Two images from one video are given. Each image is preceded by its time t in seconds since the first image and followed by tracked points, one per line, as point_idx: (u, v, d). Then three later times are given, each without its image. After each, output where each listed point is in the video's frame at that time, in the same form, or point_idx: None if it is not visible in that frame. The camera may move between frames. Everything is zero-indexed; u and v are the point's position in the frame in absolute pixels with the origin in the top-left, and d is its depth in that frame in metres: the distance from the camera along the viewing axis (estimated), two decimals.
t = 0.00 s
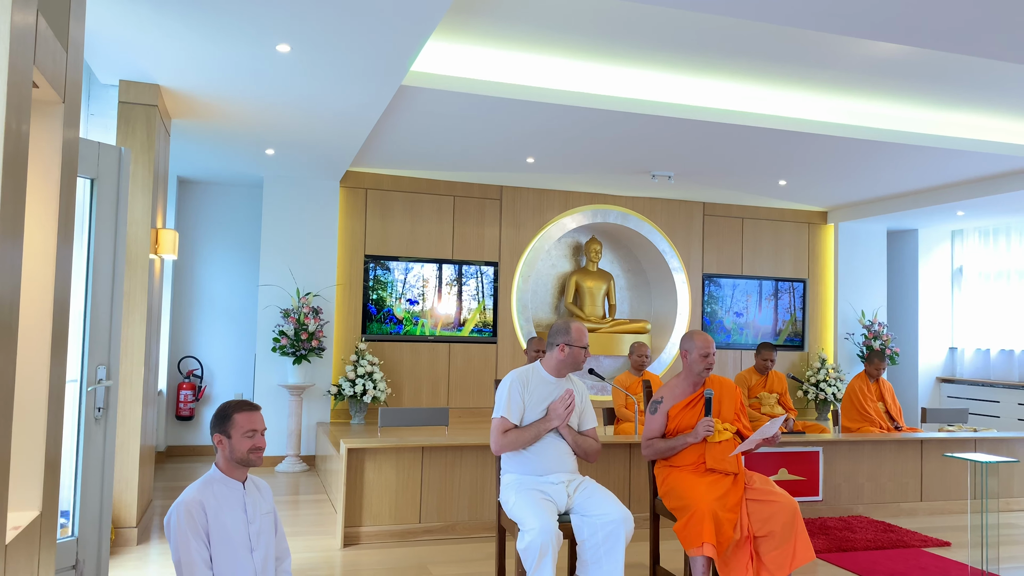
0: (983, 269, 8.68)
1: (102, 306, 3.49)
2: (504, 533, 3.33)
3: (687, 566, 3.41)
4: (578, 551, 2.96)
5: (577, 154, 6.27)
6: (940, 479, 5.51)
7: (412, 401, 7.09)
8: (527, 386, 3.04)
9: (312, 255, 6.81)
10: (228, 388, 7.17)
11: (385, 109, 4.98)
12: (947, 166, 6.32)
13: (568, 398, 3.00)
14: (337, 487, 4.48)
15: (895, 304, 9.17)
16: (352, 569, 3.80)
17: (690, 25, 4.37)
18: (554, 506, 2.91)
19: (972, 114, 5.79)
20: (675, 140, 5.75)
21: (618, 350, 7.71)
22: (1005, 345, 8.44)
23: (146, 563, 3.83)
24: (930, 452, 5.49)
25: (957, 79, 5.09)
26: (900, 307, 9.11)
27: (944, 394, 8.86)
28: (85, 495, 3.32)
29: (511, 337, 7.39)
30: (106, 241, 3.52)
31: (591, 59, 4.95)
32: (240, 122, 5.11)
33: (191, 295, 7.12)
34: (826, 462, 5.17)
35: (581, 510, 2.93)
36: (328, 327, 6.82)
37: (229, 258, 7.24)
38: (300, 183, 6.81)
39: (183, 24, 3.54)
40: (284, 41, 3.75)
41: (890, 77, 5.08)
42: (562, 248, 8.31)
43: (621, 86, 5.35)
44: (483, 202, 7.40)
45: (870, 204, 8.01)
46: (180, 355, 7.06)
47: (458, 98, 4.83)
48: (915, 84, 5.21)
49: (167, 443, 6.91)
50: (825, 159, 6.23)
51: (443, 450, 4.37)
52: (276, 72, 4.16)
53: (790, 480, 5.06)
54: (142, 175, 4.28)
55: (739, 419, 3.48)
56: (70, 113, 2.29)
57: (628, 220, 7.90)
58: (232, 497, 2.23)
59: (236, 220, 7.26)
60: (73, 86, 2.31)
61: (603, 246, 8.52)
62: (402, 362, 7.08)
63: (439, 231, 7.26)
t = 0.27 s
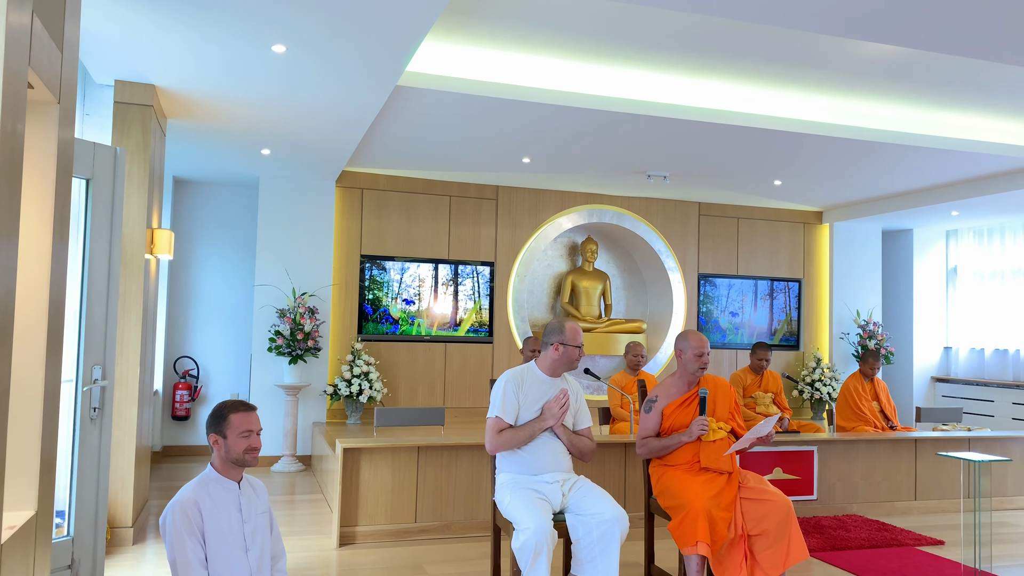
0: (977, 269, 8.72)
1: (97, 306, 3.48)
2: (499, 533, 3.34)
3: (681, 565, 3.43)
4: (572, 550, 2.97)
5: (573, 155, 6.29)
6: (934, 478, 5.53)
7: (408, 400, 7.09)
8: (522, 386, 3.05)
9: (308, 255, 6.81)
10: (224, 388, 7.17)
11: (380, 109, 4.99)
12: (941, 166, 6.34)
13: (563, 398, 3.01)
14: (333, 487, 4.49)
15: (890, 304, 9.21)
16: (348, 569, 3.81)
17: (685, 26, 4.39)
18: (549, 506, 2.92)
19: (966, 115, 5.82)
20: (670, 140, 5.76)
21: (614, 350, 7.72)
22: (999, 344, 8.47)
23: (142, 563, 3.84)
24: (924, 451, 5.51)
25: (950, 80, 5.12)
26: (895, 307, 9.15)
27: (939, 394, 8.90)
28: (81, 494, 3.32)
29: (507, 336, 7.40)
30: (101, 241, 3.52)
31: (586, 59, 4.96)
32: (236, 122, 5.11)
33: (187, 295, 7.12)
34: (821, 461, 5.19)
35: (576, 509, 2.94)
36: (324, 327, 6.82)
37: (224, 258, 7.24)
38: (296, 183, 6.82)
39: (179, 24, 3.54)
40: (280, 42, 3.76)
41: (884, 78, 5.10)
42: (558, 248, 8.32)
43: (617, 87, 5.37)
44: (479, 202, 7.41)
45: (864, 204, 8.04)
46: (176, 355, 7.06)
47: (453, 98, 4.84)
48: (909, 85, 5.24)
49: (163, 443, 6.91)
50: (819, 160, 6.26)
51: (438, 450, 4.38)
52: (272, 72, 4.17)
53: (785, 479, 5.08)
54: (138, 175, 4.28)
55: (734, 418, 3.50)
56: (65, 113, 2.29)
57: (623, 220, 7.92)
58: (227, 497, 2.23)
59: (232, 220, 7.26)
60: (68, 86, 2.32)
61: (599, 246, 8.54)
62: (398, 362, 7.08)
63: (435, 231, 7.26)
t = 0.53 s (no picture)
0: (970, 269, 8.77)
1: (93, 306, 3.50)
2: (492, 532, 3.36)
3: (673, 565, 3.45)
4: (564, 548, 2.99)
5: (568, 156, 6.31)
6: (925, 478, 5.57)
7: (404, 400, 7.11)
8: (514, 386, 3.08)
9: (304, 256, 6.83)
10: (219, 388, 7.18)
11: (375, 110, 5.01)
12: (933, 167, 6.38)
13: (556, 397, 3.04)
14: (328, 487, 4.51)
15: (884, 304, 9.25)
16: (342, 567, 3.83)
17: (678, 28, 4.41)
18: (541, 505, 2.94)
19: (958, 116, 5.86)
20: (664, 141, 5.79)
21: (608, 350, 7.75)
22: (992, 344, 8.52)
23: (137, 562, 3.85)
24: (916, 450, 5.55)
25: (941, 82, 5.16)
26: (889, 307, 9.19)
27: (932, 393, 8.95)
28: (76, 493, 3.34)
29: (502, 336, 7.42)
30: (96, 242, 3.53)
31: (580, 61, 4.99)
32: (231, 123, 5.12)
33: (183, 295, 7.13)
34: (813, 460, 5.23)
35: (568, 507, 2.97)
36: (319, 327, 6.84)
37: (220, 258, 7.25)
38: (291, 184, 6.83)
39: (174, 26, 3.56)
40: (275, 43, 3.78)
41: (876, 80, 5.14)
42: (553, 248, 8.35)
43: (611, 88, 5.39)
44: (475, 203, 7.43)
45: (858, 205, 8.08)
46: (172, 355, 7.07)
47: (448, 99, 4.86)
48: (901, 87, 5.28)
49: (158, 443, 6.92)
50: (812, 161, 6.29)
51: (433, 450, 4.41)
52: (267, 73, 4.19)
53: (777, 478, 5.12)
54: (133, 176, 4.29)
55: (725, 417, 3.53)
56: (61, 115, 2.31)
57: (618, 221, 7.95)
58: (221, 496, 2.25)
59: (227, 221, 7.27)
60: (63, 88, 2.33)
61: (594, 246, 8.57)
62: (393, 362, 7.10)
63: (431, 231, 7.28)
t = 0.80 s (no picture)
0: (961, 270, 8.84)
1: (87, 308, 3.52)
2: (484, 531, 3.40)
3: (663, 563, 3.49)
4: (555, 546, 3.02)
5: (561, 157, 6.35)
6: (915, 477, 5.62)
7: (398, 401, 7.14)
8: (506, 386, 3.11)
9: (298, 256, 6.87)
10: (214, 389, 7.20)
11: (369, 112, 5.04)
12: (924, 169, 6.44)
13: (547, 398, 3.07)
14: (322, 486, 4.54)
15: (876, 305, 9.32)
16: (336, 567, 3.86)
17: (668, 32, 4.46)
18: (533, 504, 2.98)
19: (947, 119, 5.91)
20: (657, 143, 5.84)
21: (602, 350, 7.79)
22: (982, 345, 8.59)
23: (132, 561, 3.88)
24: (905, 450, 5.60)
25: (930, 85, 5.21)
26: (881, 307, 9.25)
27: (924, 394, 9.01)
28: (71, 493, 3.36)
29: (496, 337, 7.46)
30: (92, 243, 3.56)
31: (573, 64, 5.03)
32: (226, 125, 5.15)
33: (178, 296, 7.15)
34: (804, 460, 5.28)
35: (559, 507, 3.00)
36: (313, 328, 6.87)
37: (215, 259, 7.27)
38: (286, 185, 6.87)
39: (169, 29, 3.59)
40: (269, 46, 3.81)
41: (865, 83, 5.19)
42: (547, 249, 8.39)
43: (604, 91, 5.43)
44: (469, 204, 7.47)
45: (850, 206, 8.14)
46: (167, 356, 7.09)
47: (442, 102, 4.90)
48: (890, 90, 5.33)
49: (153, 443, 6.94)
50: (804, 163, 6.34)
51: (426, 450, 4.44)
52: (262, 76, 4.22)
53: (768, 478, 5.16)
54: (129, 177, 4.31)
55: (715, 417, 3.57)
56: (56, 119, 2.34)
57: (612, 222, 8.00)
58: (215, 495, 2.28)
59: (222, 221, 7.29)
60: (59, 92, 2.36)
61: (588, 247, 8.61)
62: (388, 363, 7.13)
63: (425, 232, 7.31)
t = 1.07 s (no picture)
0: (952, 272, 8.91)
1: (81, 310, 3.53)
2: (475, 530, 3.43)
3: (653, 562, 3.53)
4: (543, 543, 3.06)
5: (554, 159, 6.39)
6: (904, 477, 5.68)
7: (392, 401, 7.17)
8: (497, 386, 3.14)
9: (292, 258, 6.89)
10: (208, 390, 7.21)
11: (363, 115, 5.07)
12: (913, 172, 6.50)
13: (537, 398, 3.11)
14: (315, 486, 4.56)
15: (867, 306, 9.38)
16: (328, 566, 3.88)
17: (659, 36, 4.50)
18: (522, 502, 3.01)
19: (936, 122, 5.98)
20: (649, 146, 5.88)
21: (595, 352, 7.83)
22: (972, 346, 8.66)
23: (125, 561, 3.90)
24: (894, 450, 5.65)
25: (918, 89, 5.27)
26: (872, 309, 9.32)
27: (914, 394, 9.08)
28: (64, 493, 3.38)
29: (489, 338, 7.49)
30: (85, 244, 3.58)
31: (565, 67, 5.07)
32: (220, 127, 5.17)
33: (171, 297, 7.16)
34: (793, 460, 5.32)
35: (548, 506, 3.04)
36: (307, 329, 6.89)
37: (208, 260, 7.28)
38: (281, 187, 6.91)
39: (162, 32, 3.61)
40: (262, 49, 3.84)
41: (854, 86, 5.25)
42: (540, 251, 8.42)
43: (596, 94, 5.47)
44: (462, 205, 7.50)
45: (841, 208, 8.20)
46: (160, 357, 7.10)
47: (435, 105, 4.93)
48: (879, 93, 5.38)
49: (146, 444, 6.95)
50: (794, 165, 6.40)
51: (419, 450, 4.47)
52: (255, 78, 4.24)
53: (758, 478, 5.21)
54: (122, 179, 4.33)
55: (704, 417, 3.61)
56: (50, 122, 2.36)
57: (604, 224, 8.04)
58: (207, 495, 2.31)
59: (216, 223, 7.31)
60: (53, 95, 2.38)
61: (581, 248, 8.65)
62: (381, 364, 7.15)
63: (419, 234, 7.34)
